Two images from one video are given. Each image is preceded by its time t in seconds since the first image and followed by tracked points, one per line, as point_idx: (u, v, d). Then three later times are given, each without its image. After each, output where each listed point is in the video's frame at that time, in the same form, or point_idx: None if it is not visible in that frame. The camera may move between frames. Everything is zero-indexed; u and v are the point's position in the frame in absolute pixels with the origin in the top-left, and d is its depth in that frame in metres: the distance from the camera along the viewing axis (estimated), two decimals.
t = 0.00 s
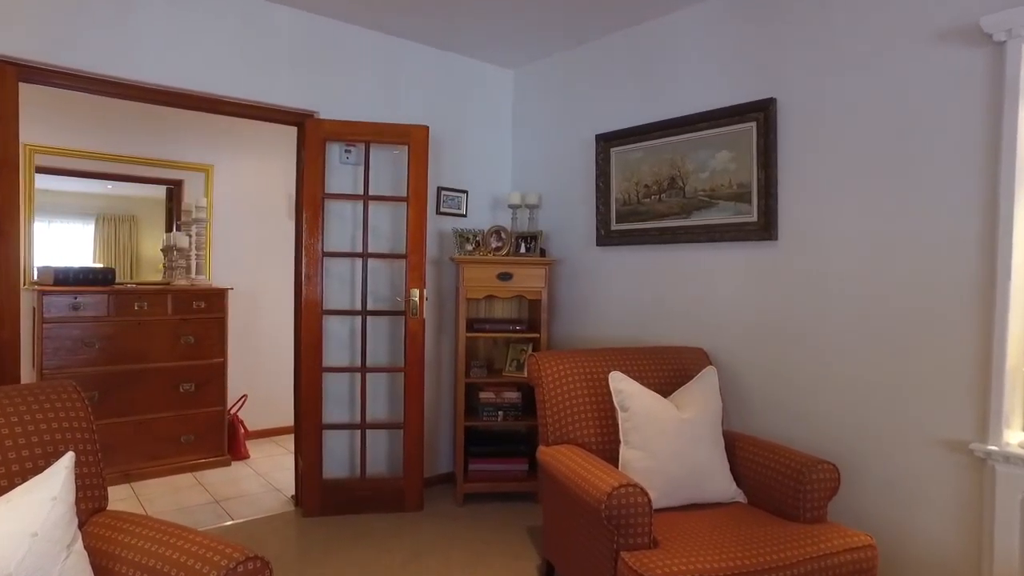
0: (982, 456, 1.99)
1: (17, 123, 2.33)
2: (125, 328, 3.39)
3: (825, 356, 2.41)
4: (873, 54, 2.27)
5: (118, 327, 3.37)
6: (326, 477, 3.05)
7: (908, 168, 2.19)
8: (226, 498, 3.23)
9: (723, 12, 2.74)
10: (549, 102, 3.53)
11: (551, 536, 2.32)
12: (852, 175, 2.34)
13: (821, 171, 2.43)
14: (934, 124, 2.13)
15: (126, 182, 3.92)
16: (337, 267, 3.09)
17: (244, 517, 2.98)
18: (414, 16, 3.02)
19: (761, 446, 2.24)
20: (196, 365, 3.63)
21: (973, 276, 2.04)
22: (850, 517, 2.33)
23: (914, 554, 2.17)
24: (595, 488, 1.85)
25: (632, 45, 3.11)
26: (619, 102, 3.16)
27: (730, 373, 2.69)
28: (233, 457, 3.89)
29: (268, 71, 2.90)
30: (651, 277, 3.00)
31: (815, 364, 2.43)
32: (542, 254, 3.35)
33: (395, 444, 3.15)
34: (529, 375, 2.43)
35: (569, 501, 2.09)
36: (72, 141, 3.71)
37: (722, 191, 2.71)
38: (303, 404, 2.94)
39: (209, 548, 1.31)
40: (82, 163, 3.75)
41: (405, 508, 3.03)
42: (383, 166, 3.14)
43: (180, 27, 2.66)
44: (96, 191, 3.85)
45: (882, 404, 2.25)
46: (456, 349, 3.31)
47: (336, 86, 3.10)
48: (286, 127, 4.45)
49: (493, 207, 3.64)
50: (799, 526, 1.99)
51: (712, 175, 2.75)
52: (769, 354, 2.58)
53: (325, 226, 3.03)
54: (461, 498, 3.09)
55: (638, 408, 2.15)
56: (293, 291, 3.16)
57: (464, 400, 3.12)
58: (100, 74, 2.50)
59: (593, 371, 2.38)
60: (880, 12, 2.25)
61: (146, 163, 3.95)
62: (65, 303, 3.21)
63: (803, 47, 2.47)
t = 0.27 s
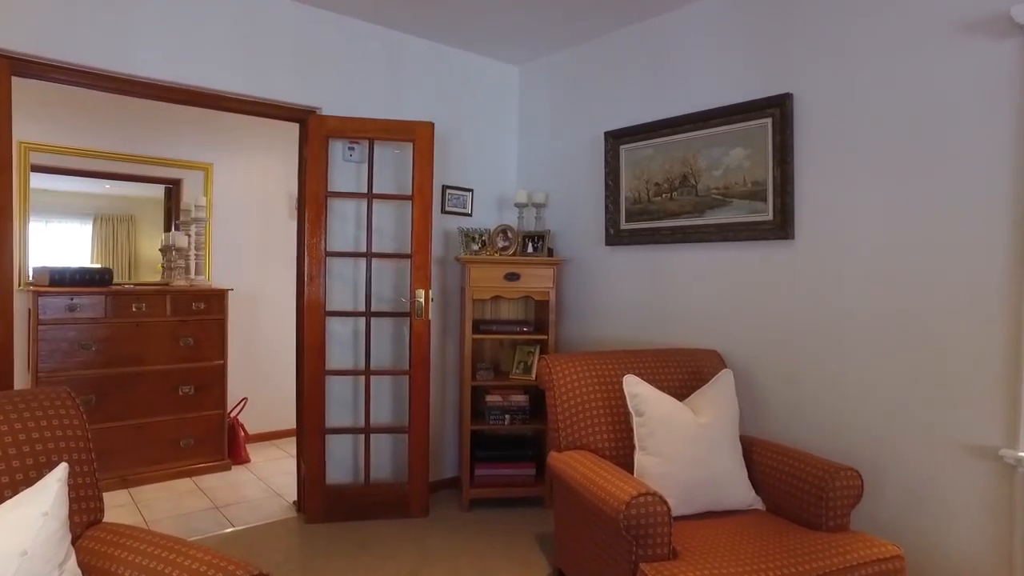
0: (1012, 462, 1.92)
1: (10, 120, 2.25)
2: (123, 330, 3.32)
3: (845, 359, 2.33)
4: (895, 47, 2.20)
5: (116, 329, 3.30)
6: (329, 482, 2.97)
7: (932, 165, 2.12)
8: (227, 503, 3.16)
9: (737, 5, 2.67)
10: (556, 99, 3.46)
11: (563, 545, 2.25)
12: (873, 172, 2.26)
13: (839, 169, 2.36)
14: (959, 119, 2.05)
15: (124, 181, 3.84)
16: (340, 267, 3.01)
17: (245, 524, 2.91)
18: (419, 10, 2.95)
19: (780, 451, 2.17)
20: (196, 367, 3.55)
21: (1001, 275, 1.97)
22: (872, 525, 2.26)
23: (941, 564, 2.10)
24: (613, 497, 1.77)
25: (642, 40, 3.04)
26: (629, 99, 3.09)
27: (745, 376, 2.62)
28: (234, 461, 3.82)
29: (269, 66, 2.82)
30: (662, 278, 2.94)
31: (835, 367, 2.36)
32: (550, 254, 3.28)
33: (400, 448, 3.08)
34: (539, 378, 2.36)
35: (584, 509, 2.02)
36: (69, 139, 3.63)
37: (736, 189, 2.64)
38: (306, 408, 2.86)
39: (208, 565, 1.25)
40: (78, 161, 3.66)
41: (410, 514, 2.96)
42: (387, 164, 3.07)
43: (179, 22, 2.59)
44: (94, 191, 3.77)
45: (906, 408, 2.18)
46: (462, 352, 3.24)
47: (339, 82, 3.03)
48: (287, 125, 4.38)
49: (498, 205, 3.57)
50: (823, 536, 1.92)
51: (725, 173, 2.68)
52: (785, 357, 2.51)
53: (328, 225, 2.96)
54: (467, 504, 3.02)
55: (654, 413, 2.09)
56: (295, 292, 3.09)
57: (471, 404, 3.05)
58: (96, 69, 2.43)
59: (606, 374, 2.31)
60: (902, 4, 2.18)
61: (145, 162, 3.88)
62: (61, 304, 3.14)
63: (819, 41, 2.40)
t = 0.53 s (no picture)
0: None
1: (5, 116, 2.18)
2: (121, 332, 3.24)
3: (867, 362, 2.26)
4: (919, 39, 2.13)
5: (114, 330, 3.22)
6: (334, 488, 2.90)
7: (959, 161, 2.05)
8: (229, 509, 3.09)
9: None
10: (564, 96, 3.39)
11: (577, 554, 2.18)
12: (897, 169, 2.19)
13: (860, 166, 2.29)
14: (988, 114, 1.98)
15: (122, 180, 3.77)
16: (345, 268, 2.94)
17: (248, 530, 2.83)
18: (425, 4, 2.88)
19: (801, 457, 2.11)
20: (196, 370, 3.47)
21: None
22: (897, 533, 2.19)
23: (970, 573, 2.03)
24: (632, 506, 1.70)
25: (653, 35, 2.97)
26: (640, 95, 3.02)
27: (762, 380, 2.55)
28: (235, 465, 3.74)
29: (272, 61, 2.75)
30: (675, 278, 2.87)
31: (856, 370, 2.29)
32: (559, 254, 3.21)
33: (406, 453, 3.00)
34: (551, 382, 2.29)
35: (600, 517, 1.95)
36: (66, 137, 3.56)
37: (752, 187, 2.58)
38: (310, 412, 2.79)
39: None
40: (76, 160, 3.59)
41: (417, 520, 2.89)
42: (392, 162, 2.99)
43: (179, 14, 2.52)
44: (91, 190, 3.69)
45: (932, 413, 2.11)
46: (469, 354, 3.17)
47: (343, 78, 2.96)
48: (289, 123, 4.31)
49: (505, 205, 3.50)
50: (849, 545, 1.85)
51: (741, 171, 2.61)
52: (804, 359, 2.44)
53: (333, 225, 2.89)
54: (475, 510, 2.95)
55: (672, 418, 2.02)
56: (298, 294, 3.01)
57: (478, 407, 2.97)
58: (93, 63, 2.36)
59: (620, 378, 2.24)
60: None
61: (144, 160, 3.80)
62: (57, 306, 3.07)
63: (838, 35, 2.33)
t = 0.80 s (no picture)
0: None
1: None
2: (119, 335, 3.18)
3: (887, 366, 2.20)
4: (942, 34, 2.07)
5: (112, 333, 3.15)
6: (337, 494, 2.84)
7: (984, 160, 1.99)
8: (230, 516, 3.02)
9: None
10: (571, 94, 3.33)
11: (589, 565, 2.12)
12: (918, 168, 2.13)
13: (880, 165, 2.22)
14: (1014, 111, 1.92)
15: (121, 180, 3.70)
16: (348, 269, 2.88)
17: (249, 538, 2.77)
18: None
19: (821, 464, 2.05)
20: (196, 373, 3.41)
21: None
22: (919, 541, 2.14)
23: None
24: (650, 517, 1.64)
25: (663, 31, 2.90)
26: (649, 93, 2.96)
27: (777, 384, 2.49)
28: (236, 470, 3.68)
29: (273, 58, 2.69)
30: (686, 280, 2.81)
31: (876, 374, 2.23)
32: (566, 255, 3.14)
33: (411, 458, 2.94)
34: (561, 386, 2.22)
35: (615, 528, 1.88)
36: (63, 136, 3.49)
37: (766, 187, 2.52)
38: (313, 417, 2.73)
39: None
40: (73, 159, 3.52)
41: (422, 527, 2.83)
42: (396, 161, 2.93)
43: (178, 9, 2.45)
44: (88, 190, 3.63)
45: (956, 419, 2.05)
46: (475, 357, 3.11)
47: (346, 75, 2.90)
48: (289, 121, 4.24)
49: (511, 204, 3.44)
50: (874, 556, 1.79)
51: (755, 170, 2.55)
52: (816, 362, 2.39)
53: (336, 225, 2.82)
54: (482, 516, 2.89)
55: (689, 424, 1.96)
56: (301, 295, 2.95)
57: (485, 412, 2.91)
58: (90, 59, 2.29)
59: (633, 383, 2.18)
60: None
61: (143, 160, 3.74)
62: (54, 308, 3.00)
63: (857, 30, 2.27)
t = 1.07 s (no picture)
0: None
1: None
2: (118, 337, 3.11)
3: (906, 369, 2.14)
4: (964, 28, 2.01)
5: (110, 335, 3.09)
6: (341, 499, 2.78)
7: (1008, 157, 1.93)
8: (230, 521, 2.96)
9: None
10: (578, 91, 3.28)
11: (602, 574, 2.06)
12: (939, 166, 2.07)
13: (899, 163, 2.16)
14: None
15: (120, 179, 3.64)
16: (352, 269, 2.82)
17: (251, 544, 2.71)
18: None
19: (840, 470, 1.99)
20: (195, 376, 3.35)
21: None
22: (939, 550, 2.07)
23: None
24: (668, 525, 1.59)
25: (673, 27, 2.85)
26: (659, 90, 2.91)
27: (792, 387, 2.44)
28: (236, 474, 3.62)
29: (276, 52, 2.63)
30: (697, 281, 2.75)
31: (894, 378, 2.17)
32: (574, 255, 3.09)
33: (415, 462, 2.88)
34: (571, 389, 2.16)
35: (630, 537, 1.82)
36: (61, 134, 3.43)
37: (780, 185, 2.46)
38: (316, 420, 2.67)
39: None
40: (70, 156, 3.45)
41: (427, 533, 2.77)
42: (401, 159, 2.87)
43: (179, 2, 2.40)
44: (86, 189, 3.56)
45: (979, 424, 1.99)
46: (481, 359, 3.05)
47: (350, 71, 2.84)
48: (291, 119, 4.18)
49: (516, 203, 3.39)
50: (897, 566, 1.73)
51: (768, 168, 2.49)
52: (832, 365, 2.33)
53: (340, 224, 2.77)
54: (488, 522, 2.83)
55: (706, 429, 1.91)
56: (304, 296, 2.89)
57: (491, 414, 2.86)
58: (88, 52, 2.23)
59: (646, 386, 2.12)
60: None
61: (142, 158, 3.67)
62: (52, 308, 2.94)
63: (875, 24, 2.21)
